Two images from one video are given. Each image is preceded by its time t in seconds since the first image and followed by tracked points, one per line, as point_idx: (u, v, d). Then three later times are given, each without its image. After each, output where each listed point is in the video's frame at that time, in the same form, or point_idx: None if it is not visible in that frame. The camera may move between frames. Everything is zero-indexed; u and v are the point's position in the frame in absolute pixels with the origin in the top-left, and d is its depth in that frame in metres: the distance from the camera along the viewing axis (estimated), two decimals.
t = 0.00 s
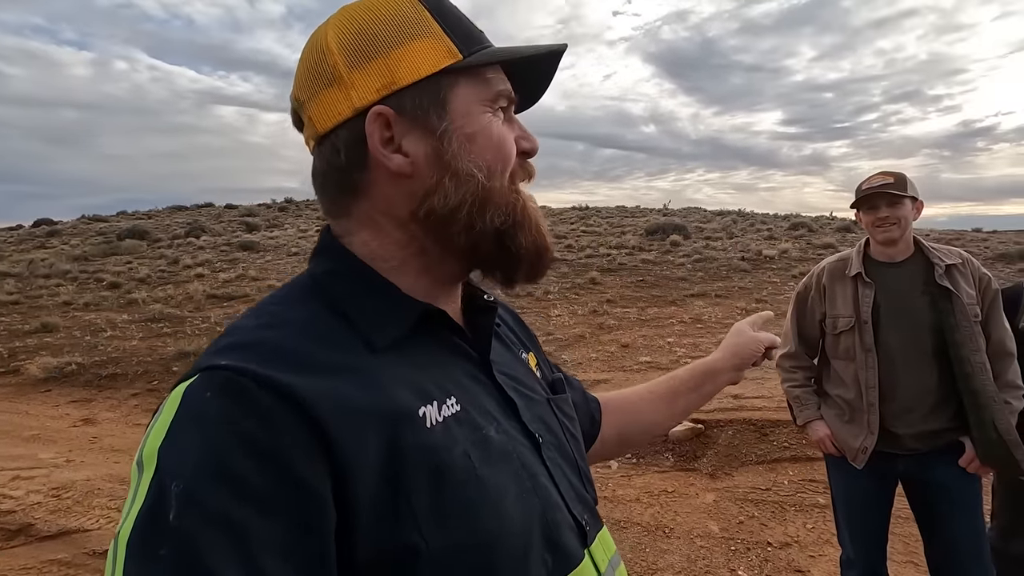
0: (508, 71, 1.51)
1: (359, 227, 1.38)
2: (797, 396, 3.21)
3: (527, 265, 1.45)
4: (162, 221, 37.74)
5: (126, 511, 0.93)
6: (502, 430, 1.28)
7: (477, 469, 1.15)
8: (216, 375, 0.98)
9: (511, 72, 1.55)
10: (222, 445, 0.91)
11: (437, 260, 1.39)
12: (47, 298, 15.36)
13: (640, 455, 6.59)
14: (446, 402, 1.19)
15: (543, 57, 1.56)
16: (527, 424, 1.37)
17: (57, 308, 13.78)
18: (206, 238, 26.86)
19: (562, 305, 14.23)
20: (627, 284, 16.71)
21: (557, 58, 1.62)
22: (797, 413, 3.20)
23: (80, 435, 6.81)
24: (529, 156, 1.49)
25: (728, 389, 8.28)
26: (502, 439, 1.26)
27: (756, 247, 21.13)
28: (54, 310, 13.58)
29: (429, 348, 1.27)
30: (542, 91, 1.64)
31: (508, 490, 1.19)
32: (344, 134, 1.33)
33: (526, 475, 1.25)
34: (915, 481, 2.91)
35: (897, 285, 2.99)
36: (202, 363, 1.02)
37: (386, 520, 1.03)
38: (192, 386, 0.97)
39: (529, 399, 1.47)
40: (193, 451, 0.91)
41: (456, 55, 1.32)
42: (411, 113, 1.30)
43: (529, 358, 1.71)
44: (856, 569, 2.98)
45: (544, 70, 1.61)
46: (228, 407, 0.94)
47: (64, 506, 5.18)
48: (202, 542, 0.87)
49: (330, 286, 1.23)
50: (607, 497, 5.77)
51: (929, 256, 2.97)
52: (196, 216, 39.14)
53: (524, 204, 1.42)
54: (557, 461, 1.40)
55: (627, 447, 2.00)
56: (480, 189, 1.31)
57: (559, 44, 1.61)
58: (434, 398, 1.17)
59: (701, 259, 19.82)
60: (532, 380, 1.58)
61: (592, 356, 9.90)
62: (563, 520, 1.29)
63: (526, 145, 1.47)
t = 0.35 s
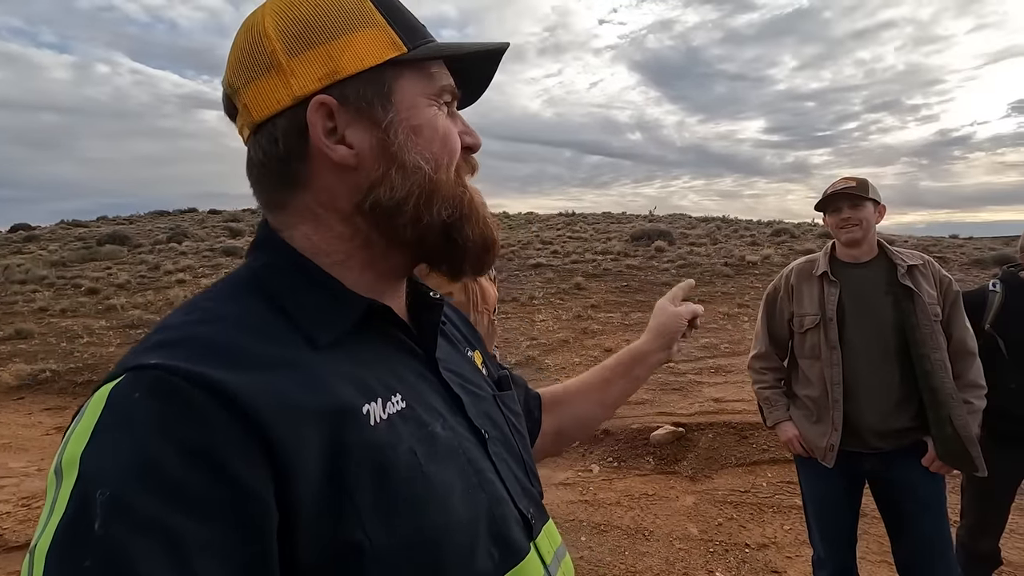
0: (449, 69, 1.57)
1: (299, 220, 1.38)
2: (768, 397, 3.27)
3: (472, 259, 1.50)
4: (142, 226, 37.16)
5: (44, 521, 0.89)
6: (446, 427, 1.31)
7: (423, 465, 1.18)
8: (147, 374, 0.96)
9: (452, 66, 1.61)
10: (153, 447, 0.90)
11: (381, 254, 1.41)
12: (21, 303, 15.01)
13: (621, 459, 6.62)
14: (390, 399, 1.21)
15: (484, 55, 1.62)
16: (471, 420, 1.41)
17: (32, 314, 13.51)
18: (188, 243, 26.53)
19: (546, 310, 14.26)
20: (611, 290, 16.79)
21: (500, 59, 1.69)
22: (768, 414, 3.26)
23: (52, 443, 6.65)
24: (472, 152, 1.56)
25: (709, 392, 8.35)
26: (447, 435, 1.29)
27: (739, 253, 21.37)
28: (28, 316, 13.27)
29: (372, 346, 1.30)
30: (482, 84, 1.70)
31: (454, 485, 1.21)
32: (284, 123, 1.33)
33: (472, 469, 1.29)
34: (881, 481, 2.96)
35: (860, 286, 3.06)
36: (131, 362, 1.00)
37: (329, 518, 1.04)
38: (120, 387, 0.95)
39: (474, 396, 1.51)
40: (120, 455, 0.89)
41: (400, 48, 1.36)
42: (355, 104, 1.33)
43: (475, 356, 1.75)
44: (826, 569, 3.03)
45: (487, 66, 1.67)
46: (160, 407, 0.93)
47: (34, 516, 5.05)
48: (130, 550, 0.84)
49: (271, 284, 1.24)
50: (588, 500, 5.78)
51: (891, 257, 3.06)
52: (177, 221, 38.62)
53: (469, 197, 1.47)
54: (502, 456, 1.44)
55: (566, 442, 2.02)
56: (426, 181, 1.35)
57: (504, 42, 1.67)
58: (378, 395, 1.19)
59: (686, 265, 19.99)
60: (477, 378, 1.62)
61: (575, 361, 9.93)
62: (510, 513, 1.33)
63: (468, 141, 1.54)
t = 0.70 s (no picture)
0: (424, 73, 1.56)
1: (276, 228, 1.36)
2: (752, 402, 3.29)
3: (453, 263, 1.48)
4: (125, 230, 36.60)
5: (12, 544, 0.86)
6: (431, 437, 1.29)
7: (408, 477, 1.15)
8: (118, 390, 0.93)
9: (427, 72, 1.60)
10: (124, 466, 0.87)
11: (361, 261, 1.40)
12: None
13: (609, 464, 6.61)
14: (373, 410, 1.19)
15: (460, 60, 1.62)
16: (456, 429, 1.39)
17: (10, 320, 13.22)
18: (172, 248, 26.18)
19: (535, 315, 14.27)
20: (600, 294, 16.82)
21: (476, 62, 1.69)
22: (753, 418, 3.27)
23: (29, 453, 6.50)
24: (449, 155, 1.55)
25: (697, 397, 8.38)
26: (431, 445, 1.27)
27: (726, 259, 21.54)
28: (5, 322, 12.98)
29: (354, 355, 1.27)
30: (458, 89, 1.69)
31: (439, 496, 1.19)
32: (258, 130, 1.31)
33: (458, 480, 1.27)
34: (864, 484, 2.97)
35: (843, 292, 3.10)
36: (103, 378, 0.97)
37: (311, 533, 1.02)
38: (90, 404, 0.92)
39: (459, 404, 1.49)
40: (89, 476, 0.86)
41: (375, 52, 1.35)
42: (332, 109, 1.31)
43: (459, 361, 1.73)
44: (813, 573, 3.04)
45: (462, 70, 1.66)
46: (132, 424, 0.90)
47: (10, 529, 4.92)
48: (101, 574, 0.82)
49: (250, 293, 1.21)
50: (577, 507, 5.77)
51: (873, 265, 3.09)
52: (161, 226, 38.10)
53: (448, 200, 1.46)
54: (488, 465, 1.43)
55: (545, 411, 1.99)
56: (405, 185, 1.35)
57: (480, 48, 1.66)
58: (362, 406, 1.17)
59: (673, 270, 20.10)
60: (462, 385, 1.61)
61: (563, 366, 9.93)
62: (497, 523, 1.31)
63: (445, 143, 1.53)
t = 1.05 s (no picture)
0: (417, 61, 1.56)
1: (268, 217, 1.36)
2: (740, 399, 3.33)
3: (447, 252, 1.48)
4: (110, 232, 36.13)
5: None
6: (423, 428, 1.30)
7: (399, 467, 1.15)
8: (106, 379, 0.92)
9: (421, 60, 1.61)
10: (111, 455, 0.86)
11: (354, 249, 1.39)
12: None
13: (600, 465, 6.63)
14: (364, 400, 1.19)
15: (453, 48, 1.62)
16: (448, 421, 1.39)
17: None
18: (158, 250, 25.88)
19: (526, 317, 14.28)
20: (590, 297, 16.87)
21: (469, 50, 1.69)
22: (740, 415, 3.32)
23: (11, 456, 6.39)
24: (442, 144, 1.55)
25: (687, 398, 8.43)
26: (423, 436, 1.28)
27: (715, 262, 21.70)
28: None
29: (345, 346, 1.27)
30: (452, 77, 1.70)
31: (430, 487, 1.19)
32: (249, 117, 1.31)
33: (449, 471, 1.27)
34: (849, 480, 3.01)
35: (829, 291, 3.14)
36: (90, 367, 0.97)
37: (302, 522, 1.02)
38: (77, 393, 0.91)
39: (451, 396, 1.50)
40: (75, 464, 0.85)
41: (367, 38, 1.36)
42: (323, 95, 1.31)
43: (452, 352, 1.73)
44: (800, 568, 3.07)
45: (456, 59, 1.67)
46: (120, 413, 0.90)
47: None
48: (86, 565, 0.81)
49: (241, 282, 1.21)
50: (568, 508, 5.77)
51: (859, 264, 3.13)
52: (147, 228, 37.67)
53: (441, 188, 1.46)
54: (480, 457, 1.43)
55: (545, 392, 2.01)
56: (398, 172, 1.35)
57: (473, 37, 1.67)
58: (352, 396, 1.17)
59: (663, 273, 20.20)
60: (454, 377, 1.61)
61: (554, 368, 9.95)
62: (488, 514, 1.31)
63: (438, 132, 1.53)
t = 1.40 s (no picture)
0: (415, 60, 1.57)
1: (264, 215, 1.35)
2: (730, 399, 3.37)
3: (445, 249, 1.48)
4: (93, 232, 35.60)
5: None
6: (416, 428, 1.29)
7: (392, 468, 1.15)
8: (98, 376, 0.91)
9: (419, 58, 1.60)
10: (103, 453, 0.86)
11: (352, 247, 1.39)
12: None
13: (590, 466, 6.64)
14: (357, 401, 1.19)
15: (451, 47, 1.62)
16: (441, 421, 1.39)
17: None
18: (144, 251, 25.53)
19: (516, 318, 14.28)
20: (580, 298, 16.90)
21: (467, 52, 1.70)
22: (730, 415, 3.35)
23: None
24: (439, 143, 1.56)
25: (677, 398, 8.48)
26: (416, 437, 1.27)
27: (704, 263, 21.87)
28: None
29: (340, 346, 1.27)
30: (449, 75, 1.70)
31: (423, 487, 1.19)
32: (247, 114, 1.30)
33: (442, 472, 1.27)
34: (837, 480, 3.05)
35: (818, 292, 3.18)
36: (82, 363, 0.96)
37: (293, 522, 1.02)
38: (69, 390, 0.90)
39: (444, 396, 1.50)
40: (65, 464, 0.84)
41: (365, 37, 1.35)
42: (321, 93, 1.31)
43: (447, 352, 1.74)
44: (789, 567, 3.10)
45: (453, 57, 1.66)
46: (111, 412, 0.89)
47: None
48: (74, 565, 0.80)
49: (234, 280, 1.20)
50: (558, 508, 5.78)
51: (847, 266, 3.17)
52: (132, 228, 37.19)
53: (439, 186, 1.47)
54: (473, 458, 1.43)
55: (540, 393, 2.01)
56: (396, 169, 1.35)
57: (471, 36, 1.66)
58: (345, 397, 1.17)
59: (652, 274, 20.33)
60: (447, 377, 1.61)
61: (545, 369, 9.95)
62: (480, 515, 1.31)
63: (436, 131, 1.54)
